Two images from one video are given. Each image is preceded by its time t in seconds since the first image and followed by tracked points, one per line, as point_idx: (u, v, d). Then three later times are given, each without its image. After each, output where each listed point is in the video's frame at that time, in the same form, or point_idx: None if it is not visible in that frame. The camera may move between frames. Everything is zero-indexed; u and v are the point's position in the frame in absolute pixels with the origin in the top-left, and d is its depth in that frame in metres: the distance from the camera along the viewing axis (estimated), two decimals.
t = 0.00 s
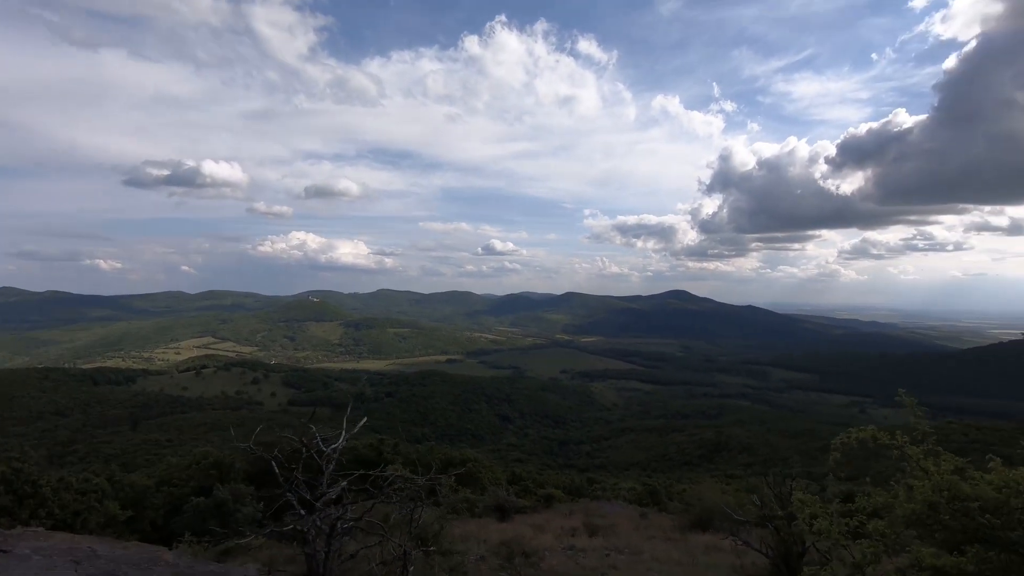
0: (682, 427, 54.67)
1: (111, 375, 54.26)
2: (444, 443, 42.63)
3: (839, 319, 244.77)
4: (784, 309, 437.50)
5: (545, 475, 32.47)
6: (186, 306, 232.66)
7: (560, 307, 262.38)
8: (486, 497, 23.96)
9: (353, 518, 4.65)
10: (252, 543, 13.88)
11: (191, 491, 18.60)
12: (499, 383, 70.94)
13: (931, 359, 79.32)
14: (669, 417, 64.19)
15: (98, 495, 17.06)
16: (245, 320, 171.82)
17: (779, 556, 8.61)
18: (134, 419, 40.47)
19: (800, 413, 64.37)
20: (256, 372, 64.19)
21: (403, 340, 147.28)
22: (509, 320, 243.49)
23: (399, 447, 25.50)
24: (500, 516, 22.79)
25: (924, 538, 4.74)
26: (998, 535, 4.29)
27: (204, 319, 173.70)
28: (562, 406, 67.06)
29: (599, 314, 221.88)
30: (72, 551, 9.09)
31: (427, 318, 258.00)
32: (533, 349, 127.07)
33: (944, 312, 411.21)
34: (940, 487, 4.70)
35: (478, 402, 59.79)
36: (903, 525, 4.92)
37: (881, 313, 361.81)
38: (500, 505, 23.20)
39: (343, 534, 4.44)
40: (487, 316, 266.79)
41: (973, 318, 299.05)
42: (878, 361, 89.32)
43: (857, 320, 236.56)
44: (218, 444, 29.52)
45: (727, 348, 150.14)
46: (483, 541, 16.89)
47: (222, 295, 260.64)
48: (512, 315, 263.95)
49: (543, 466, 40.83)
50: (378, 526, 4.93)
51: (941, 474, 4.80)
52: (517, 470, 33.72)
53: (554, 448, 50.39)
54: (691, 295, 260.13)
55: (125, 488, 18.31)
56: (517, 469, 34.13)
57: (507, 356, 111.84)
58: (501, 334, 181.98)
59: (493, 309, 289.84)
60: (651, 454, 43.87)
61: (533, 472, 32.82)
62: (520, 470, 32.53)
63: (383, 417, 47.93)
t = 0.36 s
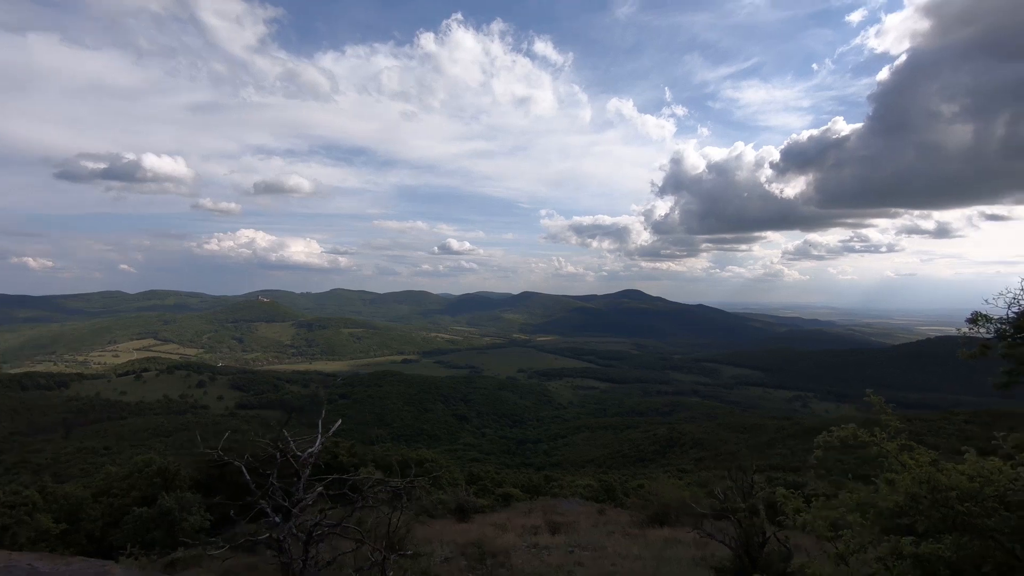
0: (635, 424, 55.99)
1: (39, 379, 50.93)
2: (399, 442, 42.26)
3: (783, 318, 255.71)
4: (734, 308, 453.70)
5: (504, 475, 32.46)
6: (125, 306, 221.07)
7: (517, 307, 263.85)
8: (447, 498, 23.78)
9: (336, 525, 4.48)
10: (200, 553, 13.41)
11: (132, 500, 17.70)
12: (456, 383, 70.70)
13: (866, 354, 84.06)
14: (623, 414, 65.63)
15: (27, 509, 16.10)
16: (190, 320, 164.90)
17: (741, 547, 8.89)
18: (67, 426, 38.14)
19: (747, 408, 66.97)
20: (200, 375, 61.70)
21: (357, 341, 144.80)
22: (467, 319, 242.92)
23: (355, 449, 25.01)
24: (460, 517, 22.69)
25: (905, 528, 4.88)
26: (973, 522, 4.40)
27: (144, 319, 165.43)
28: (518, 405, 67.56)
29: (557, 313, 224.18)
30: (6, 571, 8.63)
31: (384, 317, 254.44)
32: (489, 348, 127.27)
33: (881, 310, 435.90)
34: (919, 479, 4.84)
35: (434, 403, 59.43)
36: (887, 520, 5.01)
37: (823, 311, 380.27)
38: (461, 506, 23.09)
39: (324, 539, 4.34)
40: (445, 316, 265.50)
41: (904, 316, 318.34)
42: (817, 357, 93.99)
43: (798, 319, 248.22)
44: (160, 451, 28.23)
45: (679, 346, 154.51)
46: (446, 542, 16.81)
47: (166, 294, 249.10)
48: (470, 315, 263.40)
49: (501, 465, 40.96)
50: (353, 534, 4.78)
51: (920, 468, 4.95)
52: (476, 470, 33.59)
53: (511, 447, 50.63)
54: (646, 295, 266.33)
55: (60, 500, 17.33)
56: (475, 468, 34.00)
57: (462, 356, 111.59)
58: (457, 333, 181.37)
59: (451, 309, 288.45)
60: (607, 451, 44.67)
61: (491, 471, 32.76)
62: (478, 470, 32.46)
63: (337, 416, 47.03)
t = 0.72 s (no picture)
0: (596, 422, 56.79)
1: None
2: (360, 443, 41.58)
3: (736, 317, 264.09)
4: (693, 307, 465.40)
5: (466, 476, 32.35)
6: (66, 307, 209.80)
7: (480, 307, 263.67)
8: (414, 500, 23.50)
9: (319, 537, 4.34)
10: (152, 563, 12.88)
11: (74, 510, 16.87)
12: (418, 384, 70.04)
13: (814, 351, 87.67)
14: (584, 412, 66.45)
15: None
16: (136, 321, 157.80)
17: (710, 541, 9.11)
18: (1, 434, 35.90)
19: (703, 405, 68.92)
20: (148, 379, 59.12)
21: (315, 342, 141.65)
22: (430, 319, 241.20)
23: (315, 453, 24.49)
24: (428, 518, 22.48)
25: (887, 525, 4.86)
26: (954, 518, 4.39)
27: (86, 320, 157.35)
28: (480, 405, 67.53)
29: (520, 313, 225.30)
30: None
31: (345, 318, 249.90)
32: (452, 348, 126.65)
33: (830, 309, 455.61)
34: (903, 478, 4.81)
35: (395, 405, 58.75)
36: (870, 518, 5.03)
37: (776, 310, 394.78)
38: (427, 509, 22.86)
39: (307, 550, 4.34)
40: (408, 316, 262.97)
41: (850, 314, 333.76)
42: (769, 355, 97.45)
43: (751, 317, 257.09)
44: (106, 459, 26.91)
45: (639, 345, 157.58)
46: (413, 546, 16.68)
47: (111, 294, 237.42)
48: (432, 314, 261.72)
49: (465, 466, 40.83)
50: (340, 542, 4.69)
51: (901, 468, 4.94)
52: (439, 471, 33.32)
53: (473, 447, 50.47)
54: (607, 295, 270.48)
55: None
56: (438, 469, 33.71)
57: (423, 356, 110.67)
58: (419, 334, 179.80)
59: (414, 309, 285.88)
60: (570, 449, 45.11)
61: (454, 472, 32.54)
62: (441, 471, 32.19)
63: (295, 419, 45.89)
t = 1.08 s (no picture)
0: (567, 421, 57.13)
1: None
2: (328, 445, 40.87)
3: (703, 317, 270.29)
4: (663, 306, 474.24)
5: (438, 477, 32.07)
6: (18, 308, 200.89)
7: (452, 307, 263.00)
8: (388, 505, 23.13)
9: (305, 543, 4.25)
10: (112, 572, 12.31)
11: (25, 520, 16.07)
12: (389, 385, 69.28)
13: (778, 349, 90.10)
14: (556, 412, 66.85)
15: None
16: (93, 323, 152.12)
17: (688, 538, 9.32)
18: None
19: (670, 403, 70.27)
20: (106, 383, 57.01)
21: (282, 343, 138.92)
22: (400, 319, 239.56)
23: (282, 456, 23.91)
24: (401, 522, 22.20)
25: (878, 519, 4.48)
26: (948, 509, 4.01)
27: (39, 322, 151.01)
28: (451, 406, 67.27)
29: (492, 313, 225.52)
30: None
31: (314, 318, 245.86)
32: (423, 349, 125.93)
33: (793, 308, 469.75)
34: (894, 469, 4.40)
35: (365, 407, 58.01)
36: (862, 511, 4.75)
37: (742, 309, 404.68)
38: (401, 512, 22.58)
39: (293, 560, 4.25)
40: (379, 316, 260.39)
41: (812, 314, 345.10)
42: (735, 353, 99.83)
43: (717, 317, 263.36)
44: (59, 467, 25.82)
45: (609, 344, 159.63)
46: (389, 550, 16.55)
47: (65, 293, 227.87)
48: (404, 314, 259.91)
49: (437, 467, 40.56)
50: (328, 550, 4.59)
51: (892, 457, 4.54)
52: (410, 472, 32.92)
53: (444, 448, 50.18)
54: (577, 295, 273.05)
55: None
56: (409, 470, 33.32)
57: (394, 357, 109.70)
58: (389, 334, 178.34)
59: (385, 309, 283.28)
60: (542, 448, 45.25)
61: (424, 473, 32.19)
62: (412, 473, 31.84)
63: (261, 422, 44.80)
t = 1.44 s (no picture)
0: (546, 421, 57.34)
1: None
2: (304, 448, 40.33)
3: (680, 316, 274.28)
4: (642, 306, 479.21)
5: (416, 478, 31.86)
6: None
7: (431, 307, 261.91)
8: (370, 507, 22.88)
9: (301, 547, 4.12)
10: None
11: None
12: (366, 387, 68.60)
13: (752, 349, 91.75)
14: (534, 412, 67.05)
15: None
16: (58, 325, 147.59)
17: (675, 535, 9.40)
18: None
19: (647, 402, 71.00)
20: (71, 386, 55.33)
21: (256, 345, 136.55)
22: (379, 320, 237.69)
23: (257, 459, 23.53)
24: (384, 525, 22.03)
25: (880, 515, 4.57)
26: (947, 502, 4.10)
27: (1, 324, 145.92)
28: (430, 406, 67.00)
29: (471, 313, 225.04)
30: None
31: (291, 319, 242.37)
32: (400, 349, 125.16)
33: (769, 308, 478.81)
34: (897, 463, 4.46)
35: (342, 409, 57.37)
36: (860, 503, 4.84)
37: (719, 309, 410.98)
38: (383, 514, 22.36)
39: (288, 566, 4.18)
40: (357, 316, 257.91)
41: (786, 313, 352.58)
42: (709, 352, 101.37)
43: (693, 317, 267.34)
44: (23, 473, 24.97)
45: (587, 344, 160.80)
46: (373, 553, 16.40)
47: (30, 293, 220.45)
48: (383, 315, 258.02)
49: (416, 468, 40.32)
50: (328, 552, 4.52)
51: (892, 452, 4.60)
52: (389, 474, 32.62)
53: (422, 449, 49.96)
54: (557, 295, 274.10)
55: None
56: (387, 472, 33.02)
57: (370, 358, 108.77)
58: (366, 335, 176.65)
59: (364, 309, 280.71)
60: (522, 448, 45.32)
61: (403, 475, 31.96)
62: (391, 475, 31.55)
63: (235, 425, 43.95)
